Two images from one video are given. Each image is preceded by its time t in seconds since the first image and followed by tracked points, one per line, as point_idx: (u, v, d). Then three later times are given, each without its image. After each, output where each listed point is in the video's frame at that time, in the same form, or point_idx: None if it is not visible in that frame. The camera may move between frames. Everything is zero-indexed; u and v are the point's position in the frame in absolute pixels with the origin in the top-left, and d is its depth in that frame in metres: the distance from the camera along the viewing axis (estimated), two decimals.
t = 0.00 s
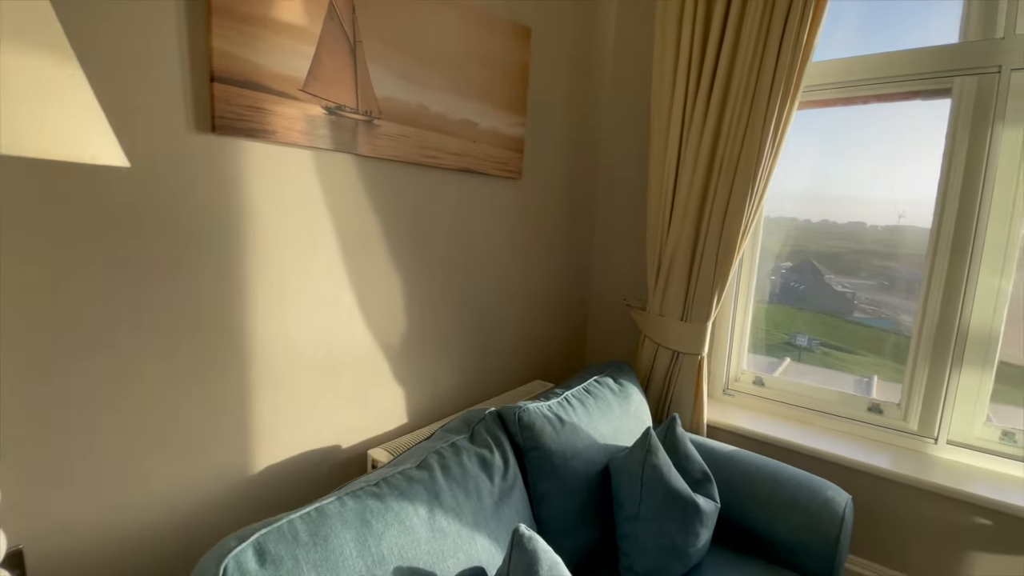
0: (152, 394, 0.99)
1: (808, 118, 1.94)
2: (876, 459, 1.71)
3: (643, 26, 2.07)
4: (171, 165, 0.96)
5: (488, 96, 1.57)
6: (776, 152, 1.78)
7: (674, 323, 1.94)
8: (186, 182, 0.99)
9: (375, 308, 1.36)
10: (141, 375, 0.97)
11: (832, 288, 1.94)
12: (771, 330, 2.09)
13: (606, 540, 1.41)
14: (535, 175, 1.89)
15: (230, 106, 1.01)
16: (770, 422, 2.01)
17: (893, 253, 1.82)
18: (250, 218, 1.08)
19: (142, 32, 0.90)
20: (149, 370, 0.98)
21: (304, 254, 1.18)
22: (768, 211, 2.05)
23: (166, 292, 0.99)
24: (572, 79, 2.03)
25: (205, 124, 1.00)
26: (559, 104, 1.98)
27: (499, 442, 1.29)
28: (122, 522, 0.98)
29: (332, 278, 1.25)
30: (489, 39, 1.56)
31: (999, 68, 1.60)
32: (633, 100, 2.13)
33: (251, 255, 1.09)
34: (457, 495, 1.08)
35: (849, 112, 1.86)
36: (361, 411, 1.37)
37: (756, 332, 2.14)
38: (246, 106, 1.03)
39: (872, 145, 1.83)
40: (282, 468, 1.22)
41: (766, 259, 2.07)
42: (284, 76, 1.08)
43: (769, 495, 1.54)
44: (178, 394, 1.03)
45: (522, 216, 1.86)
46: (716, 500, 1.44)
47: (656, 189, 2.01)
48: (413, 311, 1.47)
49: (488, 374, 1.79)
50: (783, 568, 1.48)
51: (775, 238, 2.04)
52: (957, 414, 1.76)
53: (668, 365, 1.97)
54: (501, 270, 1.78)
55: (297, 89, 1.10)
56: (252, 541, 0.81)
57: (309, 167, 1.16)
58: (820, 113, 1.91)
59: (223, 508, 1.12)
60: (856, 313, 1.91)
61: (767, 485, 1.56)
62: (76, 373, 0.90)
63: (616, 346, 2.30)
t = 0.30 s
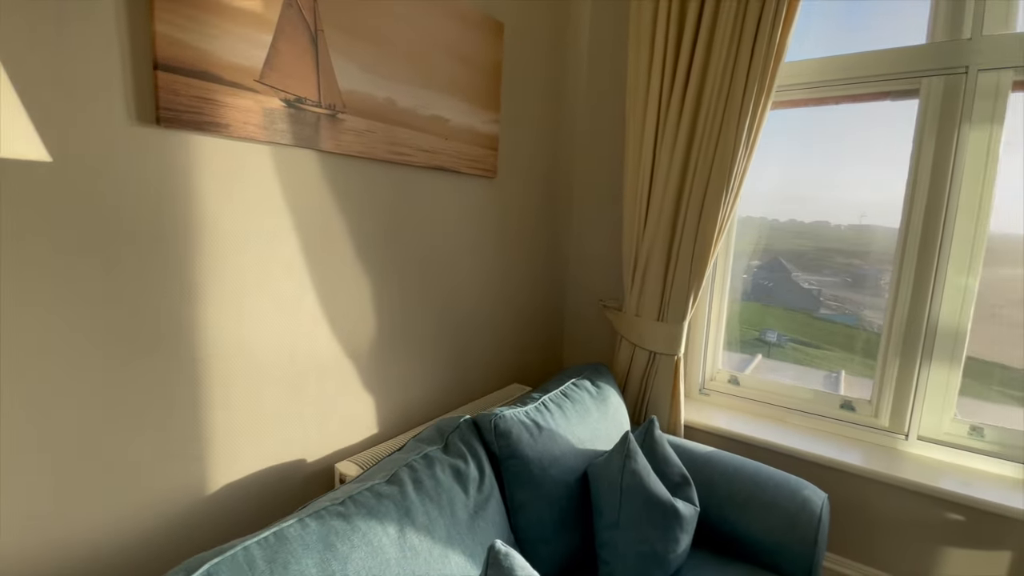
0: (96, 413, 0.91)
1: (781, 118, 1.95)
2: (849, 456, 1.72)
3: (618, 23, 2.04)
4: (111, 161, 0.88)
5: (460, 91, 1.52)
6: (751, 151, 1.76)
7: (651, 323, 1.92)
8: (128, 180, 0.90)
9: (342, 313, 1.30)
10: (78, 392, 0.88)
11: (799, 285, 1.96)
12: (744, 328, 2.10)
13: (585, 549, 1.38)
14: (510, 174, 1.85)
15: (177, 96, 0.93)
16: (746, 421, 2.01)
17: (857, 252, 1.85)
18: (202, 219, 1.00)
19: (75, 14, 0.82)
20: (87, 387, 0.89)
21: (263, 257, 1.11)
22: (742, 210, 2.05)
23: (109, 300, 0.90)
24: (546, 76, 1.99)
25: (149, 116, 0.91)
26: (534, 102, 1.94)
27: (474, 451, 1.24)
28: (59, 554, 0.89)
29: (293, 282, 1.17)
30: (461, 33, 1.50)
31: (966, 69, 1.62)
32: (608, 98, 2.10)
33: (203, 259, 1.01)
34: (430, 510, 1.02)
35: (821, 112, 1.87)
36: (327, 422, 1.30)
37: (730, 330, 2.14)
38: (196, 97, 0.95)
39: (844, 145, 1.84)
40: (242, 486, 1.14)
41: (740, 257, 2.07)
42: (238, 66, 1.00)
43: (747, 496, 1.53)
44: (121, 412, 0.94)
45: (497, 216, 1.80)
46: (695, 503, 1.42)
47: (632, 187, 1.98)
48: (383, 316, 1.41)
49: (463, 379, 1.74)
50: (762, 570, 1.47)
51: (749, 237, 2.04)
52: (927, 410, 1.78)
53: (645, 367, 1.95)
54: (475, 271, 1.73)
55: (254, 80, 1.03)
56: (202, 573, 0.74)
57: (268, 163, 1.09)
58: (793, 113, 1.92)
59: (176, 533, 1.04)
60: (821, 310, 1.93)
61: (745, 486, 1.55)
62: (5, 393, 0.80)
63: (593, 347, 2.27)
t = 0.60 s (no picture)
0: (34, 435, 0.83)
1: (753, 119, 1.97)
2: (821, 453, 1.74)
3: (592, 21, 2.02)
4: (46, 157, 0.80)
5: (432, 88, 1.47)
6: (724, 153, 1.74)
7: (627, 324, 1.90)
8: (66, 177, 0.82)
9: (308, 319, 1.23)
10: (11, 410, 0.80)
11: (766, 283, 2.00)
12: (717, 326, 2.12)
13: (563, 555, 1.35)
14: (484, 173, 1.80)
15: (121, 86, 0.85)
16: (720, 419, 2.03)
17: (812, 249, 1.90)
18: (150, 219, 0.93)
19: None
20: (22, 404, 0.81)
21: (220, 260, 1.04)
22: (715, 210, 2.07)
23: (47, 310, 0.82)
24: (520, 74, 1.95)
25: (89, 107, 0.84)
26: (508, 100, 1.90)
27: (449, 460, 1.19)
28: None
29: (254, 287, 1.11)
30: (432, 28, 1.45)
31: (930, 72, 1.65)
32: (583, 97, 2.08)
33: (152, 263, 0.94)
34: (403, 525, 0.98)
35: (790, 114, 1.90)
36: (292, 433, 1.24)
37: (703, 329, 2.16)
38: (143, 87, 0.88)
39: (813, 145, 1.87)
40: (200, 505, 1.07)
41: (712, 256, 2.10)
42: (190, 56, 0.93)
43: (724, 495, 1.54)
44: (61, 432, 0.86)
45: (471, 216, 1.76)
46: (673, 505, 1.41)
47: (607, 187, 1.96)
48: (352, 320, 1.35)
49: (437, 384, 1.69)
50: (739, 569, 1.47)
51: (721, 237, 2.07)
52: (895, 406, 1.82)
53: (622, 367, 1.93)
54: (448, 273, 1.68)
55: (209, 71, 0.96)
56: None
57: (225, 161, 1.02)
58: (765, 113, 1.94)
59: (126, 559, 0.96)
60: (788, 307, 1.97)
61: (721, 485, 1.56)
62: None
63: (570, 348, 2.25)
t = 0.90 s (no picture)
0: None
1: (724, 121, 1.99)
2: (792, 449, 1.77)
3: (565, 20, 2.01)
4: None
5: (402, 85, 1.43)
6: (697, 154, 1.75)
7: (603, 325, 1.89)
8: None
9: (273, 325, 1.18)
10: None
11: (736, 282, 2.02)
12: (690, 325, 2.14)
13: (541, 562, 1.33)
14: (457, 174, 1.77)
15: (61, 78, 0.79)
16: (695, 418, 2.04)
17: (781, 248, 1.94)
18: (97, 222, 0.86)
19: None
20: None
21: (176, 265, 0.98)
22: (689, 210, 2.09)
23: None
24: (494, 73, 1.92)
25: (24, 101, 0.77)
26: (481, 98, 1.87)
27: (423, 470, 1.16)
28: None
29: (214, 293, 1.05)
30: (402, 23, 1.41)
31: (893, 77, 1.70)
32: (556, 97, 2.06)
33: (100, 269, 0.87)
34: (374, 540, 0.94)
35: (760, 116, 1.92)
36: (257, 446, 1.18)
37: (677, 328, 2.18)
38: (85, 80, 0.82)
39: (782, 147, 1.90)
40: (157, 526, 1.00)
41: (685, 256, 2.11)
42: (139, 47, 0.87)
43: (700, 495, 1.54)
44: None
45: (444, 217, 1.72)
46: (651, 507, 1.40)
47: (581, 187, 1.95)
48: (320, 326, 1.30)
49: (410, 389, 1.64)
50: (716, 569, 1.48)
51: (694, 237, 2.08)
52: (862, 402, 1.86)
53: (598, 368, 1.92)
54: (421, 276, 1.64)
55: (159, 63, 0.90)
56: None
57: (180, 159, 0.96)
58: (736, 115, 1.96)
59: None
60: (757, 305, 2.00)
61: (697, 484, 1.56)
62: None
63: (546, 350, 2.23)
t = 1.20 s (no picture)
0: None
1: (693, 121, 2.02)
2: (761, 443, 1.80)
3: (537, 18, 2.00)
4: None
5: (371, 80, 1.39)
6: (669, 153, 1.76)
7: (577, 323, 1.88)
8: None
9: (236, 329, 1.13)
10: None
11: (706, 280, 2.06)
12: (662, 322, 2.16)
13: (518, 565, 1.31)
14: (429, 172, 1.74)
15: None
16: (668, 415, 2.06)
17: (748, 246, 1.98)
18: (38, 221, 0.80)
19: None
20: None
21: (128, 266, 0.92)
22: (660, 209, 2.11)
23: None
24: (466, 70, 1.89)
25: None
26: (454, 95, 1.84)
27: (396, 476, 1.12)
28: None
29: (170, 296, 0.99)
30: (370, 16, 1.37)
31: (855, 80, 1.74)
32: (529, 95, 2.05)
33: (42, 272, 0.81)
34: (345, 551, 0.90)
35: (728, 117, 1.96)
36: (218, 455, 1.13)
37: (650, 326, 2.20)
38: (23, 68, 0.76)
39: (749, 148, 1.94)
40: (109, 545, 0.94)
41: (657, 255, 2.13)
42: (83, 33, 0.81)
43: (675, 491, 1.55)
44: None
45: (416, 216, 1.69)
46: (627, 505, 1.40)
47: (555, 186, 1.94)
48: (286, 329, 1.25)
49: (381, 393, 1.60)
50: (691, 565, 1.49)
51: (666, 236, 2.11)
52: (828, 395, 1.91)
53: (573, 367, 1.92)
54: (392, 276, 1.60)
55: (107, 51, 0.85)
56: None
57: (131, 155, 0.90)
58: (705, 116, 2.00)
59: None
60: (726, 302, 2.04)
61: (672, 481, 1.57)
62: None
63: (520, 349, 2.22)
